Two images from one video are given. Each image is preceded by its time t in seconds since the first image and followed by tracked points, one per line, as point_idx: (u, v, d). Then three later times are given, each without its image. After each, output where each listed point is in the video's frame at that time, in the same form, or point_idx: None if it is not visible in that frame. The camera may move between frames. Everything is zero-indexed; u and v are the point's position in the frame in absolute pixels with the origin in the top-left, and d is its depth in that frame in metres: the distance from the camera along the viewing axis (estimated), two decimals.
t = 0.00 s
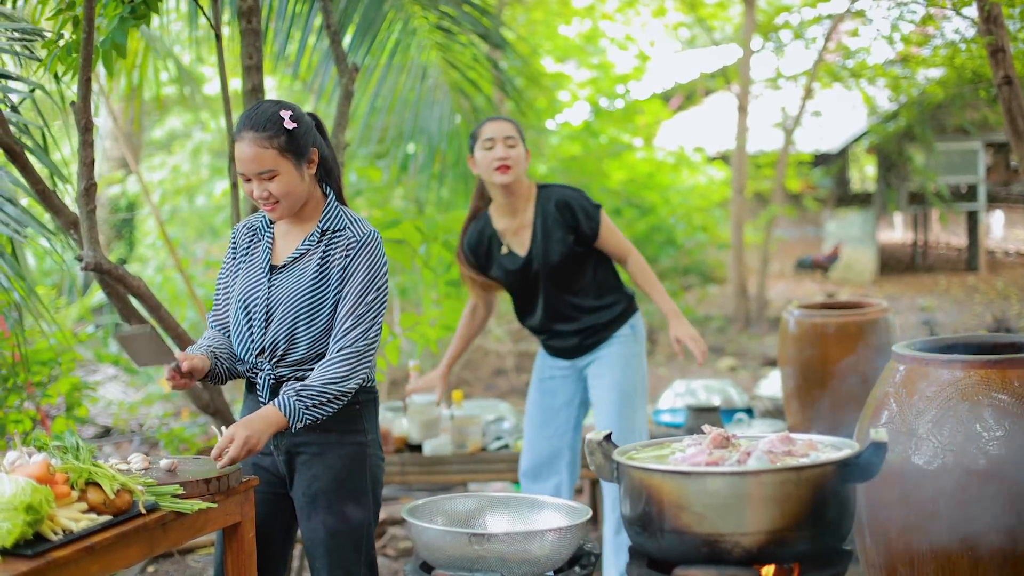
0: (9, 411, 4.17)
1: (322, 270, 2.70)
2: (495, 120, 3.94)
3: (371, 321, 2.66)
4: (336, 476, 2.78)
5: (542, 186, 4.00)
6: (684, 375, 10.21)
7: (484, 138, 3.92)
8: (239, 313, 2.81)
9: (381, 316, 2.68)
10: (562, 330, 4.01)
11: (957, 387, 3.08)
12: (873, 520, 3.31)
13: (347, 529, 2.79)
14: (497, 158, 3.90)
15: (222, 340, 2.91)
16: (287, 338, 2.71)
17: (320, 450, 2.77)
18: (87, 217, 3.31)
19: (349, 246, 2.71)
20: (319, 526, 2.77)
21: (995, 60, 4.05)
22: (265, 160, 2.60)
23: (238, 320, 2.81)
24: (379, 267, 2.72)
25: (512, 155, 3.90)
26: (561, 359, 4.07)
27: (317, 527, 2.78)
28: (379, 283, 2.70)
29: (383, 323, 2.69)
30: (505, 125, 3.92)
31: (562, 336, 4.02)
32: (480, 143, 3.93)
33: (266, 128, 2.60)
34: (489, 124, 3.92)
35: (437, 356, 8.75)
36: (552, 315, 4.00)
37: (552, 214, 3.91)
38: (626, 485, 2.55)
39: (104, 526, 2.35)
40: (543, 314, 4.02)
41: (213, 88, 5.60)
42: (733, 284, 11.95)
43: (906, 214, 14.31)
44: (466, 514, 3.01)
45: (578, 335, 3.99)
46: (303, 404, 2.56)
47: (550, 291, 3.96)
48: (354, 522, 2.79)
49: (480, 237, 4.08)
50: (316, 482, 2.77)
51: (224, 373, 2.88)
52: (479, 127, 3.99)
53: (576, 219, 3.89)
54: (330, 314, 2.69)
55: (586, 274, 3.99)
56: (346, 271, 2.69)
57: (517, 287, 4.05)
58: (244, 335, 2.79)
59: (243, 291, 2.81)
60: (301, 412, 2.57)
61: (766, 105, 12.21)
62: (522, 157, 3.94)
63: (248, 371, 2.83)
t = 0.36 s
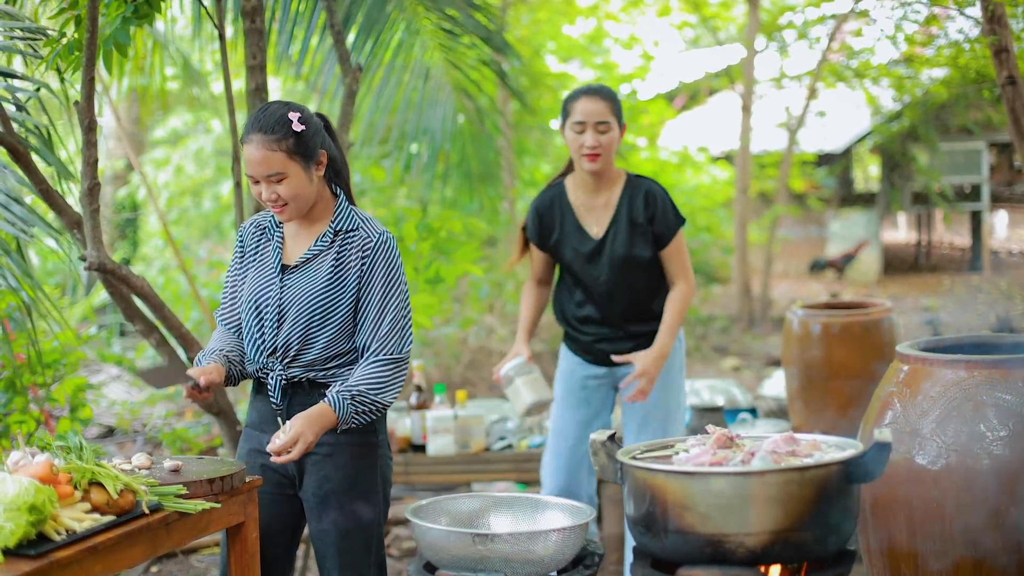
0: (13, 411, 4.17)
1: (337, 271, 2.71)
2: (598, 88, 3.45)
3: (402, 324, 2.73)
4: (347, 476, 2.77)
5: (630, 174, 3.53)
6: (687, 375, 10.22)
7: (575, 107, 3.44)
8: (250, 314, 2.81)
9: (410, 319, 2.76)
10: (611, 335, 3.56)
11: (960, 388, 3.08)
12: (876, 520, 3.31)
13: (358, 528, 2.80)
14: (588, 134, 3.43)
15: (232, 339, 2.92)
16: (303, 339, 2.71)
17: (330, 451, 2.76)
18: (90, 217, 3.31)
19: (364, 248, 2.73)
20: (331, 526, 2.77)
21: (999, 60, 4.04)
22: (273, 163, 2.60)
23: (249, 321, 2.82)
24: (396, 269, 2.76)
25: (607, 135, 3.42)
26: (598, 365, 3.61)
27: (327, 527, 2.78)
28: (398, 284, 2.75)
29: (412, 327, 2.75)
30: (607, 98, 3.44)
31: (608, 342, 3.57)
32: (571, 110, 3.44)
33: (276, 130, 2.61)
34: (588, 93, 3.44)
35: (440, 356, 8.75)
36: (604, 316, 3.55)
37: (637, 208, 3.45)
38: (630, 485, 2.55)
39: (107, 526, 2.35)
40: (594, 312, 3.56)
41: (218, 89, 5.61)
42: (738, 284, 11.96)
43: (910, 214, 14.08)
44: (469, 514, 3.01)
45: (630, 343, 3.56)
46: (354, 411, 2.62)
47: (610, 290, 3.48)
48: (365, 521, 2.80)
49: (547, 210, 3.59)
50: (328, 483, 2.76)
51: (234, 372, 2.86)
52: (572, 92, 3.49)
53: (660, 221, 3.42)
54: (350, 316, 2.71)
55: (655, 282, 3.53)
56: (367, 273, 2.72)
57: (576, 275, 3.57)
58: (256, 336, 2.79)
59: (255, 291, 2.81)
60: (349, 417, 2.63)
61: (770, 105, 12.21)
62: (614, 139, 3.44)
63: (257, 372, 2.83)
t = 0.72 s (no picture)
0: (14, 411, 4.18)
1: (338, 270, 2.72)
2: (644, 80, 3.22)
3: (410, 325, 2.74)
4: (340, 478, 2.79)
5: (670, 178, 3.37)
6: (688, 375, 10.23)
7: (615, 102, 3.19)
8: (247, 310, 2.81)
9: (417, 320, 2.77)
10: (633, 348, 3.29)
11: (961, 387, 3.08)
12: (877, 521, 3.31)
13: (352, 529, 2.82)
14: (626, 132, 3.18)
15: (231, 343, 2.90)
16: (299, 337, 2.71)
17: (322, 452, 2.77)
18: (90, 217, 3.31)
19: (365, 248, 2.73)
20: (324, 527, 2.80)
21: (999, 60, 4.03)
22: (272, 162, 2.60)
23: (246, 318, 2.82)
24: (401, 272, 2.77)
25: (646, 133, 3.19)
26: (627, 386, 3.31)
27: (321, 529, 2.81)
28: (403, 285, 2.76)
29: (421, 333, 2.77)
30: (652, 97, 3.18)
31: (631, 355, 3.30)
32: (611, 104, 3.20)
33: (275, 129, 2.61)
34: (629, 89, 3.18)
35: (441, 356, 8.76)
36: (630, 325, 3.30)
37: (679, 213, 3.29)
38: (630, 485, 2.55)
39: (107, 526, 2.35)
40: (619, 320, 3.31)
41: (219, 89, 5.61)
42: (738, 284, 11.96)
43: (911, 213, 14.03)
44: (470, 514, 3.00)
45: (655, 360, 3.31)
46: (374, 412, 2.63)
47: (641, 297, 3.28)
48: (359, 522, 2.82)
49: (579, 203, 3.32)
50: (320, 485, 2.78)
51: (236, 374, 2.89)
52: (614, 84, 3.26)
53: (701, 231, 3.28)
54: (352, 316, 2.73)
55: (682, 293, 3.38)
56: (370, 274, 2.72)
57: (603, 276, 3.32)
58: (253, 333, 2.80)
59: (253, 288, 2.81)
60: (370, 418, 2.63)
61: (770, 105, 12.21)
62: (655, 141, 3.22)
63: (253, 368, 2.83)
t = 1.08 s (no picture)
0: (12, 412, 4.17)
1: (326, 270, 2.72)
2: (661, 73, 3.00)
3: (398, 324, 2.72)
4: (334, 480, 2.79)
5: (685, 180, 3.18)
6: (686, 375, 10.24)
7: (630, 97, 2.95)
8: (237, 313, 2.82)
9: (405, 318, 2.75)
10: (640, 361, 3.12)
11: (959, 388, 3.08)
12: (874, 522, 3.31)
13: (345, 531, 2.82)
14: (645, 129, 2.95)
15: (227, 342, 2.93)
16: (288, 338, 2.72)
17: (315, 455, 2.77)
18: (88, 218, 3.31)
19: (353, 247, 2.73)
20: (317, 530, 2.80)
21: (997, 61, 4.03)
22: (260, 162, 2.60)
23: (237, 320, 2.83)
24: (389, 270, 2.75)
25: (667, 130, 2.95)
26: (625, 403, 3.15)
27: (314, 531, 2.81)
28: (393, 284, 2.75)
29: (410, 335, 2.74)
30: (673, 94, 2.95)
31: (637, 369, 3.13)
32: (627, 99, 2.96)
33: (262, 129, 2.61)
34: (647, 83, 2.95)
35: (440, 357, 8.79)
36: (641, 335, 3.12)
37: (699, 217, 3.11)
38: (627, 486, 2.55)
39: (105, 527, 2.36)
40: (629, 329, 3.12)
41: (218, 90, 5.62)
42: (737, 285, 11.97)
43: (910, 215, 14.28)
44: (467, 515, 3.00)
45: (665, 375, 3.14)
46: (357, 411, 2.61)
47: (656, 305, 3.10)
48: (354, 524, 2.83)
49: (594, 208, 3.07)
50: (313, 487, 2.78)
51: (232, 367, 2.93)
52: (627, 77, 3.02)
53: (721, 237, 3.11)
54: (339, 316, 2.72)
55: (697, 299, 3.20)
56: (358, 273, 2.72)
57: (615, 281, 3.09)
58: (243, 335, 2.81)
59: (243, 290, 2.82)
60: (353, 417, 2.62)
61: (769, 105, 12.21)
62: (674, 139, 2.99)
63: (245, 370, 2.84)
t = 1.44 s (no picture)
0: (9, 413, 4.18)
1: (303, 270, 2.73)
2: (681, 69, 2.81)
3: (355, 324, 2.70)
4: (324, 481, 2.81)
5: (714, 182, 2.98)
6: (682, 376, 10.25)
7: (644, 94, 2.79)
8: (225, 316, 2.86)
9: (366, 318, 2.73)
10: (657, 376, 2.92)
11: (953, 389, 3.08)
12: (870, 522, 3.31)
13: (336, 533, 2.82)
14: (656, 128, 2.77)
15: (212, 358, 3.03)
16: (263, 340, 2.75)
17: (305, 456, 2.80)
18: (84, 219, 3.31)
19: (329, 246, 2.73)
20: (307, 531, 2.81)
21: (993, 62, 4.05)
22: (242, 162, 2.60)
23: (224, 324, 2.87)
24: (361, 265, 2.74)
25: (681, 128, 2.76)
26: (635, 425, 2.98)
27: (305, 532, 2.81)
28: (362, 284, 2.73)
29: (368, 315, 2.73)
30: (691, 90, 2.77)
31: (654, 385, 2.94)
32: (642, 96, 2.80)
33: (244, 129, 2.61)
34: (663, 79, 2.77)
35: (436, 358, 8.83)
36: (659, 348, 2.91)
37: (726, 223, 2.91)
38: (622, 488, 2.55)
39: (100, 529, 2.36)
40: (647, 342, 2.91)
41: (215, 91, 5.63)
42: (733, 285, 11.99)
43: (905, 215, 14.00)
44: (462, 516, 3.00)
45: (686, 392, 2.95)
46: (285, 415, 2.60)
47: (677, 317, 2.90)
48: (345, 525, 2.83)
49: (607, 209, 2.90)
50: (304, 488, 2.80)
51: (212, 395, 3.03)
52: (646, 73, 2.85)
53: (753, 245, 2.90)
54: (312, 315, 2.72)
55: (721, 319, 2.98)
56: (324, 272, 2.72)
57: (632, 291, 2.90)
58: (230, 339, 2.84)
59: (227, 293, 2.86)
60: (285, 422, 2.60)
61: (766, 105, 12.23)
62: (692, 138, 2.80)
63: (234, 374, 2.87)
